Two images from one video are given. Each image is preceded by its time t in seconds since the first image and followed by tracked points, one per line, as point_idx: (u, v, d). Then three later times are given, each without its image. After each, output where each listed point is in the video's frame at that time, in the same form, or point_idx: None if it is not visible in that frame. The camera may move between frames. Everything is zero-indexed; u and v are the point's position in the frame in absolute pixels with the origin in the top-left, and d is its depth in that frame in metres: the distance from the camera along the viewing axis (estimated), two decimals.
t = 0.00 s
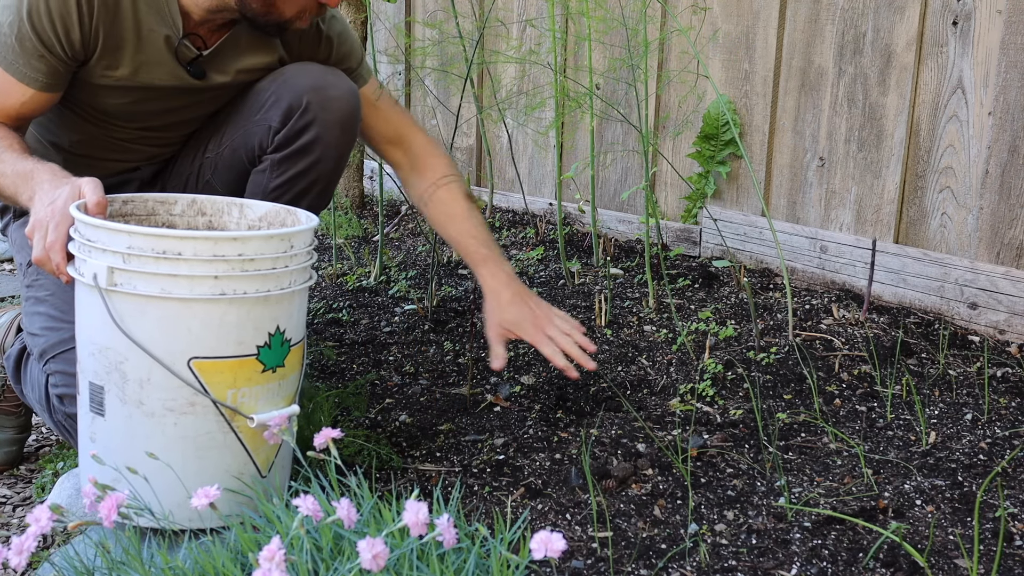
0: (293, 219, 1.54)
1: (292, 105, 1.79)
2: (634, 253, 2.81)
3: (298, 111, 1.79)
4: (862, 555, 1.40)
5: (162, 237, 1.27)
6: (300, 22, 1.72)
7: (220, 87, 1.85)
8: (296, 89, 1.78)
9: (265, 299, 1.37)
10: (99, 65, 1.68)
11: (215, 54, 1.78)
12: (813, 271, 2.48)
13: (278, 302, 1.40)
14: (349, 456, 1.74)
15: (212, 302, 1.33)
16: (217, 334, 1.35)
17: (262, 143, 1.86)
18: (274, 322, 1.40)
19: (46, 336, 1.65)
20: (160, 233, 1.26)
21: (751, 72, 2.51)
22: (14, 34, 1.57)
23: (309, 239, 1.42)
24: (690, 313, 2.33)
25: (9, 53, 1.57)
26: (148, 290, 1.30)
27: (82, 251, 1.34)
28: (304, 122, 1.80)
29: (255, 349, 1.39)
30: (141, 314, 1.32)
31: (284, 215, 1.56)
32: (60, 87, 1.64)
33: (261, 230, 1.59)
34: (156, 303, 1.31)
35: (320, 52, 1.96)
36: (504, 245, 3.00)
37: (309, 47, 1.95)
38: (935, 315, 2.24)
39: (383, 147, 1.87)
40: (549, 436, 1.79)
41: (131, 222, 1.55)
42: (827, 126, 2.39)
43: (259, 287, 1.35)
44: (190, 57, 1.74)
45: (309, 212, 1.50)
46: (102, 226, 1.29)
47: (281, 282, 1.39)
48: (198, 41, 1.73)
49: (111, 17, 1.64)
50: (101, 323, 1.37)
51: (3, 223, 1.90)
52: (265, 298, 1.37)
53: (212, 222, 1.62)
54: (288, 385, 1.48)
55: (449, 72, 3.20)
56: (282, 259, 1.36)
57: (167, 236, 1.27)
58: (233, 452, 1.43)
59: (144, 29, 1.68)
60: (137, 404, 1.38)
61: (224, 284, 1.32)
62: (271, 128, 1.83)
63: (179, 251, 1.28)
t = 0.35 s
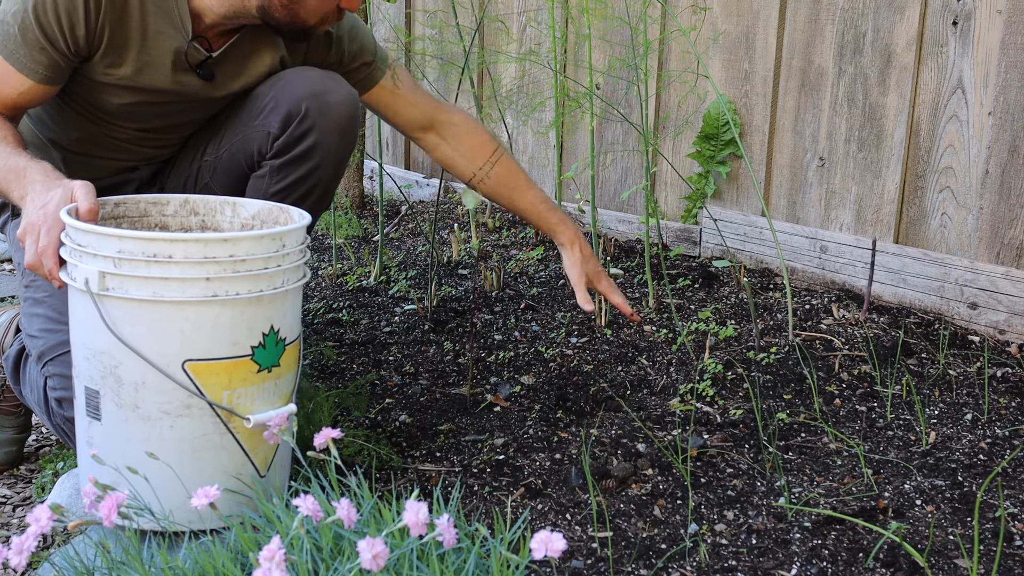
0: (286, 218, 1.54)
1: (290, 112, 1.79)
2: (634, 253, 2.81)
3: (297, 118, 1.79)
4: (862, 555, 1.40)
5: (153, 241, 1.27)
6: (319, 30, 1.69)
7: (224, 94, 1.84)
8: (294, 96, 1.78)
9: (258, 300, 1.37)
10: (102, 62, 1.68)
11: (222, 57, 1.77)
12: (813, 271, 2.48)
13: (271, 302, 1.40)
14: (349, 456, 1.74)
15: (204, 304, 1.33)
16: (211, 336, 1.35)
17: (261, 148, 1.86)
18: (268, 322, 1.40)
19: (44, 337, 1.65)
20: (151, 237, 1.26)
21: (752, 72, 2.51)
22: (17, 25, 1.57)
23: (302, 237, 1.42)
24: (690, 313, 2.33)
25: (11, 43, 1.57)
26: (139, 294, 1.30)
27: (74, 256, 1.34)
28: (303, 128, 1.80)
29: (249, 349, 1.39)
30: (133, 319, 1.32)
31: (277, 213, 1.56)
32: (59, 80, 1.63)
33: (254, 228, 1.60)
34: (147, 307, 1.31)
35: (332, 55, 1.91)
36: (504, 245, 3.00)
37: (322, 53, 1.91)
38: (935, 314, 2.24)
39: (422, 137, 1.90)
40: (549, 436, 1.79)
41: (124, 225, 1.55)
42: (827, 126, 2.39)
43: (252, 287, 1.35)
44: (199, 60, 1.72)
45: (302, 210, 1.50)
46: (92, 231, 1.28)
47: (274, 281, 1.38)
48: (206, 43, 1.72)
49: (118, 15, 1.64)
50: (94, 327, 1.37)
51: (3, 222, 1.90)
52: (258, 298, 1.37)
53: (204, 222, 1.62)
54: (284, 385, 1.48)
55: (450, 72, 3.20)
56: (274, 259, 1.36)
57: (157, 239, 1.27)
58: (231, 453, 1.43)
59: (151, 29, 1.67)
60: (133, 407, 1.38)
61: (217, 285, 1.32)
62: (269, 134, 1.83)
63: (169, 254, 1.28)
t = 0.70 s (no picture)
0: (286, 218, 1.54)
1: (285, 105, 1.79)
2: (634, 253, 2.81)
3: (291, 111, 1.79)
4: (862, 555, 1.41)
5: (153, 241, 1.27)
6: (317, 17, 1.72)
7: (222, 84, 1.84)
8: (289, 90, 1.78)
9: (258, 300, 1.37)
10: (101, 59, 1.68)
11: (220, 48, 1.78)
12: (813, 271, 2.48)
13: (271, 302, 1.40)
14: (349, 456, 1.74)
15: (204, 304, 1.33)
16: (211, 335, 1.35)
17: (256, 143, 1.86)
18: (268, 322, 1.40)
19: (45, 336, 1.65)
20: (151, 237, 1.26)
21: (752, 72, 2.51)
22: (12, 22, 1.56)
23: (302, 237, 1.42)
24: (690, 313, 2.33)
25: (7, 41, 1.56)
26: (139, 294, 1.30)
27: (73, 256, 1.34)
28: (298, 121, 1.80)
29: (249, 349, 1.39)
30: (133, 319, 1.32)
31: (277, 213, 1.55)
32: (54, 78, 1.62)
33: (254, 228, 1.60)
34: (148, 307, 1.32)
35: (321, 46, 1.98)
36: (504, 245, 3.00)
37: (311, 46, 1.97)
38: (935, 315, 2.24)
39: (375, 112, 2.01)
40: (549, 436, 1.79)
41: (124, 225, 1.56)
42: (827, 126, 2.39)
43: (251, 287, 1.35)
44: (199, 51, 1.73)
45: (302, 210, 1.50)
46: (92, 231, 1.28)
47: (274, 281, 1.39)
48: (203, 34, 1.74)
49: (116, 12, 1.64)
50: (94, 327, 1.37)
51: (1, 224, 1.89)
52: (258, 298, 1.37)
53: (204, 222, 1.62)
54: (284, 385, 1.48)
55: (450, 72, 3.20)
56: (274, 258, 1.36)
57: (157, 240, 1.27)
58: (231, 453, 1.43)
59: (149, 23, 1.68)
60: (133, 407, 1.38)
61: (216, 285, 1.32)
62: (264, 128, 1.83)
63: (169, 254, 1.28)
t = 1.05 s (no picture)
0: (301, 222, 1.54)
1: (273, 83, 1.81)
2: (634, 253, 2.81)
3: (279, 88, 1.81)
4: (862, 556, 1.40)
5: (171, 236, 1.27)
6: None
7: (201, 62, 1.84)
8: (275, 67, 1.81)
9: (272, 300, 1.37)
10: (92, 44, 1.65)
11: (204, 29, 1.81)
12: (813, 271, 2.48)
13: (284, 303, 1.40)
14: (349, 456, 1.74)
15: (218, 301, 1.33)
16: (223, 333, 1.35)
17: (245, 125, 1.87)
18: (280, 323, 1.40)
19: (61, 323, 1.65)
20: (169, 231, 1.27)
21: (751, 72, 2.51)
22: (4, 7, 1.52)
23: (317, 241, 1.43)
24: (690, 313, 2.33)
25: None
26: (156, 287, 1.30)
27: (91, 247, 1.34)
28: (286, 98, 1.82)
29: (260, 349, 1.39)
30: (149, 313, 1.32)
31: (292, 217, 1.56)
32: (43, 65, 1.58)
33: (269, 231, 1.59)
34: (163, 301, 1.31)
35: (292, 22, 2.06)
36: (504, 245, 3.00)
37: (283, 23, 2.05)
38: (935, 315, 2.24)
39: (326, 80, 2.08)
40: (549, 436, 1.79)
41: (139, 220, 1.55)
42: (827, 126, 2.39)
43: (266, 287, 1.35)
44: (186, 32, 1.74)
45: (317, 215, 1.49)
46: (111, 223, 1.29)
47: (289, 283, 1.39)
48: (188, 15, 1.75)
49: None
50: (108, 320, 1.36)
51: None
52: (272, 299, 1.37)
53: (218, 222, 1.62)
54: (292, 386, 1.48)
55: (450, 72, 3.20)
56: (290, 259, 1.37)
57: (176, 234, 1.27)
58: (232, 452, 1.43)
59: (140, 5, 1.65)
60: (141, 401, 1.37)
61: (232, 284, 1.32)
62: (252, 108, 1.85)
63: (187, 250, 1.28)
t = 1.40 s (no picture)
0: (288, 218, 1.55)
1: (253, 76, 1.81)
2: (634, 253, 2.81)
3: (260, 80, 1.81)
4: (862, 555, 1.41)
5: (167, 242, 1.27)
6: None
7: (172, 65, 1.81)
8: (253, 60, 1.80)
9: (270, 301, 1.38)
10: (68, 48, 1.61)
11: (176, 32, 1.79)
12: (813, 271, 2.48)
13: (282, 303, 1.40)
14: (349, 456, 1.74)
15: (218, 306, 1.33)
16: (223, 337, 1.35)
17: (228, 121, 1.87)
18: (279, 323, 1.41)
19: (45, 337, 1.65)
20: (165, 238, 1.26)
21: (751, 72, 2.51)
22: None
23: (310, 238, 1.43)
24: (690, 313, 2.33)
25: None
26: (153, 296, 1.30)
27: (84, 258, 1.34)
28: (268, 90, 1.81)
29: (261, 350, 1.39)
30: (148, 321, 1.32)
31: (279, 214, 1.57)
32: (20, 72, 1.53)
33: (254, 229, 1.60)
34: (163, 309, 1.31)
35: (264, 18, 2.06)
36: (504, 245, 3.00)
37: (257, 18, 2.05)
38: (935, 315, 2.24)
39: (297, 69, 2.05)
40: (549, 436, 1.79)
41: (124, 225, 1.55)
42: (827, 126, 2.39)
43: (265, 288, 1.36)
44: (157, 33, 1.72)
45: (305, 210, 1.50)
46: (104, 233, 1.29)
47: (286, 283, 1.39)
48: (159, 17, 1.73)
49: None
50: (105, 329, 1.36)
51: None
52: (270, 299, 1.38)
53: (202, 222, 1.62)
54: (292, 385, 1.48)
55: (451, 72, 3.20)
56: (286, 259, 1.37)
57: (172, 241, 1.27)
58: (231, 453, 1.43)
59: (112, 6, 1.61)
60: (145, 409, 1.38)
61: (231, 287, 1.32)
62: (234, 103, 1.84)
63: (184, 255, 1.28)
